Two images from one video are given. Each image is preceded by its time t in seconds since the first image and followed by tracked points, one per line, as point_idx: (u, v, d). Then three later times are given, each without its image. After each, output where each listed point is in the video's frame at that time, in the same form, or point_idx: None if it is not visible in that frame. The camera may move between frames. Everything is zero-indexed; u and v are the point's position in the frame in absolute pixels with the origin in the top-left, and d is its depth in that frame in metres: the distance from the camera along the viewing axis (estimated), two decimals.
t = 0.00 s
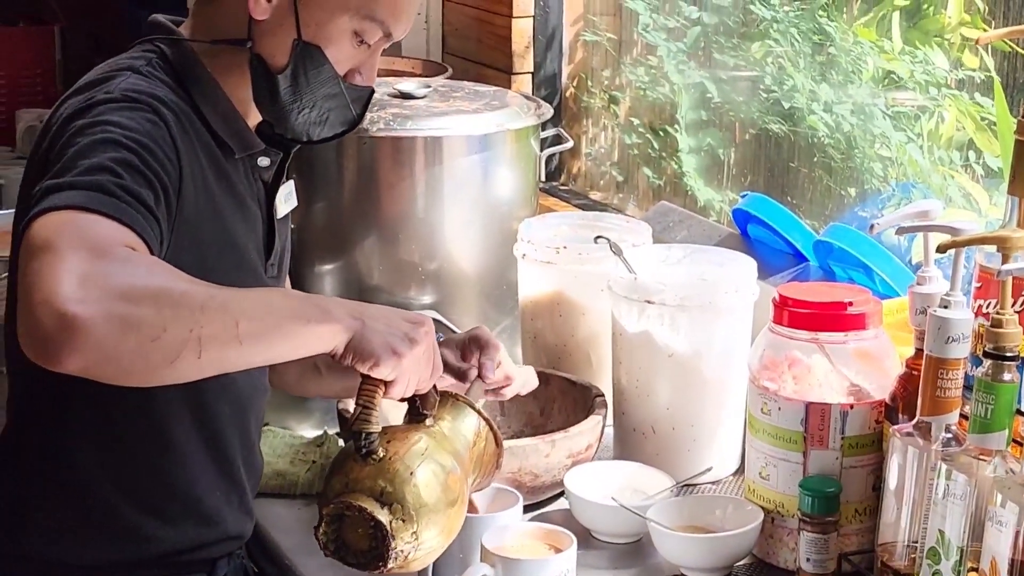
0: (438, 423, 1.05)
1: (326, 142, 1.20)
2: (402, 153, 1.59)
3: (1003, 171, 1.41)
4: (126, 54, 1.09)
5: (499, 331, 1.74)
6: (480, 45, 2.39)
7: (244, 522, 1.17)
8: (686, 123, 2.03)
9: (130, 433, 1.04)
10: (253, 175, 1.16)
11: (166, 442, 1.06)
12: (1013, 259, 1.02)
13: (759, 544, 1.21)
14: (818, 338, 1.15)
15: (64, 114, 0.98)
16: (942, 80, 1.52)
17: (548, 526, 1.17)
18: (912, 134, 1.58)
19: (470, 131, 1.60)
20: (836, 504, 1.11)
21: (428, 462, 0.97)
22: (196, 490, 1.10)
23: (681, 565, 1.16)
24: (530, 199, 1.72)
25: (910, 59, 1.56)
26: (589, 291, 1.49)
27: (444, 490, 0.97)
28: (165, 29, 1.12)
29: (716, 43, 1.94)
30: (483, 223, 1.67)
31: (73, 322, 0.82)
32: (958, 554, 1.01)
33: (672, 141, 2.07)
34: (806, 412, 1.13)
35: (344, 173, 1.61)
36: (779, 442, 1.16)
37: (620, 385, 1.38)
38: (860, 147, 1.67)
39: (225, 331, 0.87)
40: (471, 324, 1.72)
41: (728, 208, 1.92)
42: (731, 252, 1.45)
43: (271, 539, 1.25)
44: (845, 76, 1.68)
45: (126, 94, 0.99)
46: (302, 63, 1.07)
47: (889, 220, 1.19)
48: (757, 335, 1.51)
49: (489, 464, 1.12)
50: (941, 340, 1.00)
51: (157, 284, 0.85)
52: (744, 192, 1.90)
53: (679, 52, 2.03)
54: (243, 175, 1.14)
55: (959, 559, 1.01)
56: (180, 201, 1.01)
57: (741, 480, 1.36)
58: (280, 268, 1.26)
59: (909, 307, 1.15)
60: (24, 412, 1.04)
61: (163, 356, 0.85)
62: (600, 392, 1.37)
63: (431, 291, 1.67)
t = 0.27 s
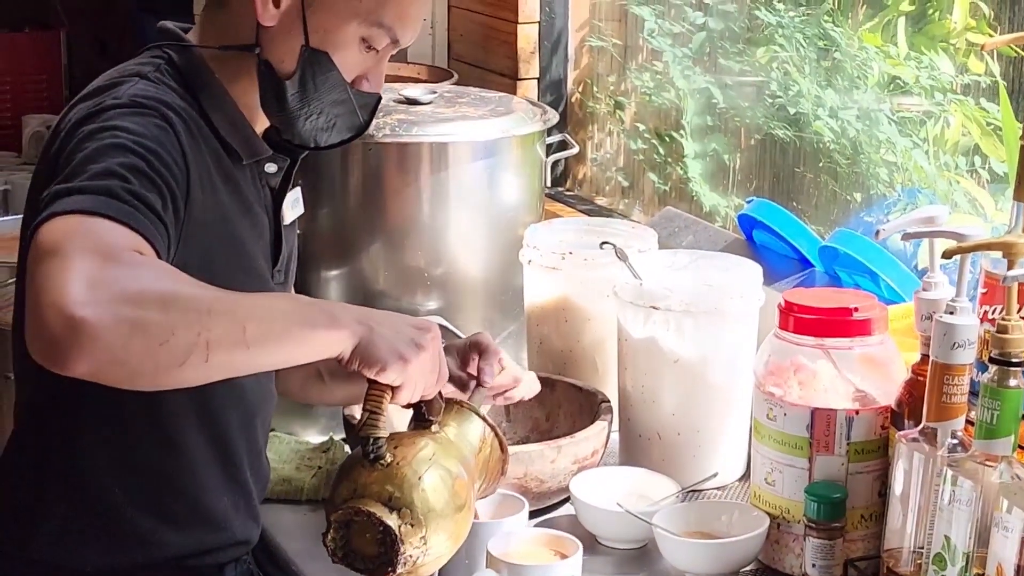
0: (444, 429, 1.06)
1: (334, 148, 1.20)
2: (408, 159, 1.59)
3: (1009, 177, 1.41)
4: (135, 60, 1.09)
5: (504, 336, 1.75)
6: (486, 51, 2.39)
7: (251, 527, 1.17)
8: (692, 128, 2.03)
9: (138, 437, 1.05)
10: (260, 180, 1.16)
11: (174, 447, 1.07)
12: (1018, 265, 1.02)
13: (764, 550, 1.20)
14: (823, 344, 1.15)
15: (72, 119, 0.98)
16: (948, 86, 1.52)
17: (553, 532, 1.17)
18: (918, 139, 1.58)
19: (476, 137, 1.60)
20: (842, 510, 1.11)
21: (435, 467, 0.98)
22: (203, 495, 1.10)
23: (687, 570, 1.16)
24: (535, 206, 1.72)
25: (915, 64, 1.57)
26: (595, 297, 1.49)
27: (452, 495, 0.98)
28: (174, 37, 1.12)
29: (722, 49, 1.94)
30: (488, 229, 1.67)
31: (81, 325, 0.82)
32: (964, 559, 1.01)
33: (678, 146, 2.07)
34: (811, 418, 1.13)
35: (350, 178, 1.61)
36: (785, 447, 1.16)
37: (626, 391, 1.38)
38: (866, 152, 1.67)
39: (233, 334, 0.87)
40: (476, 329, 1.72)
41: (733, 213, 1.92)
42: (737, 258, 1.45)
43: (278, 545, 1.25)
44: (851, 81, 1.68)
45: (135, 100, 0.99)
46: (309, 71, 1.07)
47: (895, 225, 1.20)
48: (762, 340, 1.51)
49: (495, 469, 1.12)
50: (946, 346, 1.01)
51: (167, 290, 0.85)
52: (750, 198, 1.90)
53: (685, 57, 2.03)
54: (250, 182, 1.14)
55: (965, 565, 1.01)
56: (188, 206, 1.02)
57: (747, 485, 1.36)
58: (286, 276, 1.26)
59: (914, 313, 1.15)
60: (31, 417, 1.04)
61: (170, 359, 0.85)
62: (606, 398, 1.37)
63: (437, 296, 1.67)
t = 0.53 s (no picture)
0: (447, 428, 1.05)
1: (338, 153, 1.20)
2: (412, 165, 1.60)
3: (1014, 183, 1.41)
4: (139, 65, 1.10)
5: (509, 342, 1.75)
6: (491, 58, 2.40)
7: (255, 533, 1.17)
8: (697, 135, 2.03)
9: (141, 442, 1.05)
10: (264, 186, 1.16)
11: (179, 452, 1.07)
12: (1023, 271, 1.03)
13: (769, 556, 1.21)
14: (827, 349, 1.16)
15: (76, 123, 0.98)
16: (953, 92, 1.52)
17: (558, 538, 1.16)
18: (923, 145, 1.58)
19: (481, 144, 1.60)
20: (847, 516, 1.11)
21: (441, 466, 0.97)
22: (208, 500, 1.10)
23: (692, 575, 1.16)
24: (540, 212, 1.72)
25: (920, 71, 1.57)
26: (601, 303, 1.49)
27: (459, 494, 0.97)
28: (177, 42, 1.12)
29: (727, 55, 1.94)
30: (493, 235, 1.67)
31: (85, 328, 0.82)
32: (969, 565, 1.01)
33: (683, 152, 2.07)
34: (815, 424, 1.13)
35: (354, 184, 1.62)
36: (790, 454, 1.16)
37: (631, 397, 1.38)
38: (870, 158, 1.67)
39: (236, 335, 0.88)
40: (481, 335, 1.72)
41: (738, 220, 1.93)
42: (741, 263, 1.45)
43: (282, 550, 1.25)
44: (856, 87, 1.68)
45: (139, 105, 0.99)
46: (314, 76, 1.08)
47: (899, 231, 1.20)
48: (767, 346, 1.52)
49: (500, 468, 1.12)
50: (951, 352, 1.01)
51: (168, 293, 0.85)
52: (755, 204, 1.90)
53: (690, 64, 2.03)
54: (254, 188, 1.14)
55: (969, 571, 1.01)
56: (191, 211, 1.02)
57: (752, 491, 1.36)
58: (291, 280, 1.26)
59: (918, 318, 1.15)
60: (35, 422, 1.04)
61: (174, 361, 0.86)
62: (611, 404, 1.37)
63: (442, 303, 1.67)
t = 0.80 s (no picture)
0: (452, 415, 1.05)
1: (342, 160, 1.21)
2: (416, 173, 1.60)
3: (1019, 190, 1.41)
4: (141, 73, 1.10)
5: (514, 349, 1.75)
6: (496, 65, 2.40)
7: (259, 540, 1.17)
8: (702, 141, 2.03)
9: (145, 449, 1.05)
10: (267, 193, 1.17)
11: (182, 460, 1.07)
12: None
13: (774, 562, 1.21)
14: (832, 356, 1.15)
15: (77, 131, 0.98)
16: (958, 99, 1.52)
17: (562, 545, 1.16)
18: (927, 152, 1.58)
19: (486, 151, 1.60)
20: (852, 523, 1.11)
21: (444, 451, 0.97)
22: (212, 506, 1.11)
23: None
24: (545, 219, 1.72)
25: (924, 78, 1.57)
26: (606, 309, 1.49)
27: (462, 481, 0.97)
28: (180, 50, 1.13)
29: (731, 62, 1.94)
30: (498, 242, 1.67)
31: (83, 331, 0.82)
32: (974, 572, 1.01)
33: (687, 159, 2.07)
34: (820, 431, 1.13)
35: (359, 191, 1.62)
36: (795, 460, 1.15)
37: (636, 404, 1.38)
38: (875, 165, 1.67)
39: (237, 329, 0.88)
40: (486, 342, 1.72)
41: (742, 227, 1.93)
42: (745, 271, 1.45)
43: (287, 557, 1.25)
44: (860, 94, 1.68)
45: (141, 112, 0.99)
46: (316, 84, 1.08)
47: (904, 237, 1.20)
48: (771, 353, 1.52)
49: (504, 456, 1.11)
50: (956, 358, 1.01)
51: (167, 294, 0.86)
52: (759, 211, 1.90)
53: (694, 71, 2.03)
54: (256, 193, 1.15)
55: None
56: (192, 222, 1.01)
57: (756, 498, 1.37)
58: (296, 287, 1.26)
59: (923, 326, 1.15)
60: (38, 430, 1.04)
61: (175, 358, 0.86)
62: (615, 411, 1.37)
63: (447, 310, 1.67)
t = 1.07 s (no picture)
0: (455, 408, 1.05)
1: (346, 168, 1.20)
2: (421, 179, 1.60)
3: None
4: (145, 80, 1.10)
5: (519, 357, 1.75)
6: (501, 72, 2.40)
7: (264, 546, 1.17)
8: (707, 148, 2.03)
9: (151, 456, 1.05)
10: (273, 200, 1.17)
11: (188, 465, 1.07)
12: None
13: (779, 569, 1.21)
14: (837, 363, 1.15)
15: (81, 137, 0.99)
16: (962, 105, 1.52)
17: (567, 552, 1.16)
18: (932, 158, 1.58)
19: (491, 158, 1.60)
20: (857, 530, 1.11)
21: (444, 443, 0.98)
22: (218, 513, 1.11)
23: None
24: (551, 226, 1.73)
25: (929, 84, 1.57)
26: (611, 316, 1.49)
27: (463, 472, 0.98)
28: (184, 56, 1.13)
29: (736, 69, 1.94)
30: (504, 249, 1.67)
31: (84, 334, 0.83)
32: None
33: (693, 166, 2.07)
34: (826, 437, 1.13)
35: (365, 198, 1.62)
36: (800, 467, 1.16)
37: (641, 411, 1.38)
38: (880, 171, 1.67)
39: (239, 323, 0.88)
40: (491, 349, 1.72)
41: (748, 233, 1.93)
42: (750, 277, 1.45)
43: (293, 564, 1.26)
44: (865, 100, 1.69)
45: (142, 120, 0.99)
46: (320, 91, 1.08)
47: (909, 245, 1.21)
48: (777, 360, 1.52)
49: (507, 448, 1.12)
50: (961, 364, 1.01)
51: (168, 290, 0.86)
52: (764, 218, 1.90)
53: (699, 77, 2.04)
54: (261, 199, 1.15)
55: None
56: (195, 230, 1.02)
57: (762, 505, 1.37)
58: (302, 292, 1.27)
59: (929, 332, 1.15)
60: (44, 436, 1.04)
61: (180, 354, 0.86)
62: (620, 418, 1.37)
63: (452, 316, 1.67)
